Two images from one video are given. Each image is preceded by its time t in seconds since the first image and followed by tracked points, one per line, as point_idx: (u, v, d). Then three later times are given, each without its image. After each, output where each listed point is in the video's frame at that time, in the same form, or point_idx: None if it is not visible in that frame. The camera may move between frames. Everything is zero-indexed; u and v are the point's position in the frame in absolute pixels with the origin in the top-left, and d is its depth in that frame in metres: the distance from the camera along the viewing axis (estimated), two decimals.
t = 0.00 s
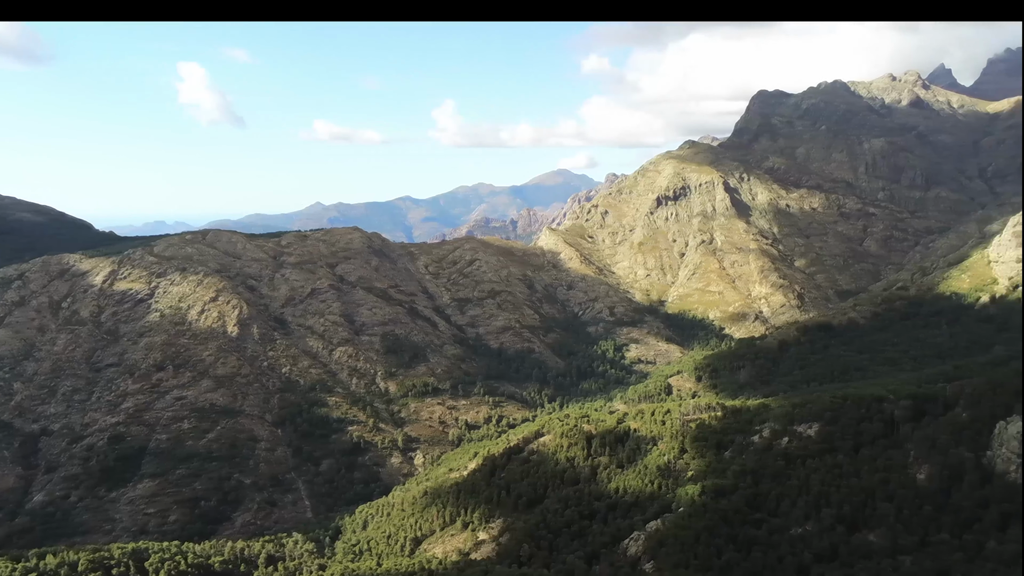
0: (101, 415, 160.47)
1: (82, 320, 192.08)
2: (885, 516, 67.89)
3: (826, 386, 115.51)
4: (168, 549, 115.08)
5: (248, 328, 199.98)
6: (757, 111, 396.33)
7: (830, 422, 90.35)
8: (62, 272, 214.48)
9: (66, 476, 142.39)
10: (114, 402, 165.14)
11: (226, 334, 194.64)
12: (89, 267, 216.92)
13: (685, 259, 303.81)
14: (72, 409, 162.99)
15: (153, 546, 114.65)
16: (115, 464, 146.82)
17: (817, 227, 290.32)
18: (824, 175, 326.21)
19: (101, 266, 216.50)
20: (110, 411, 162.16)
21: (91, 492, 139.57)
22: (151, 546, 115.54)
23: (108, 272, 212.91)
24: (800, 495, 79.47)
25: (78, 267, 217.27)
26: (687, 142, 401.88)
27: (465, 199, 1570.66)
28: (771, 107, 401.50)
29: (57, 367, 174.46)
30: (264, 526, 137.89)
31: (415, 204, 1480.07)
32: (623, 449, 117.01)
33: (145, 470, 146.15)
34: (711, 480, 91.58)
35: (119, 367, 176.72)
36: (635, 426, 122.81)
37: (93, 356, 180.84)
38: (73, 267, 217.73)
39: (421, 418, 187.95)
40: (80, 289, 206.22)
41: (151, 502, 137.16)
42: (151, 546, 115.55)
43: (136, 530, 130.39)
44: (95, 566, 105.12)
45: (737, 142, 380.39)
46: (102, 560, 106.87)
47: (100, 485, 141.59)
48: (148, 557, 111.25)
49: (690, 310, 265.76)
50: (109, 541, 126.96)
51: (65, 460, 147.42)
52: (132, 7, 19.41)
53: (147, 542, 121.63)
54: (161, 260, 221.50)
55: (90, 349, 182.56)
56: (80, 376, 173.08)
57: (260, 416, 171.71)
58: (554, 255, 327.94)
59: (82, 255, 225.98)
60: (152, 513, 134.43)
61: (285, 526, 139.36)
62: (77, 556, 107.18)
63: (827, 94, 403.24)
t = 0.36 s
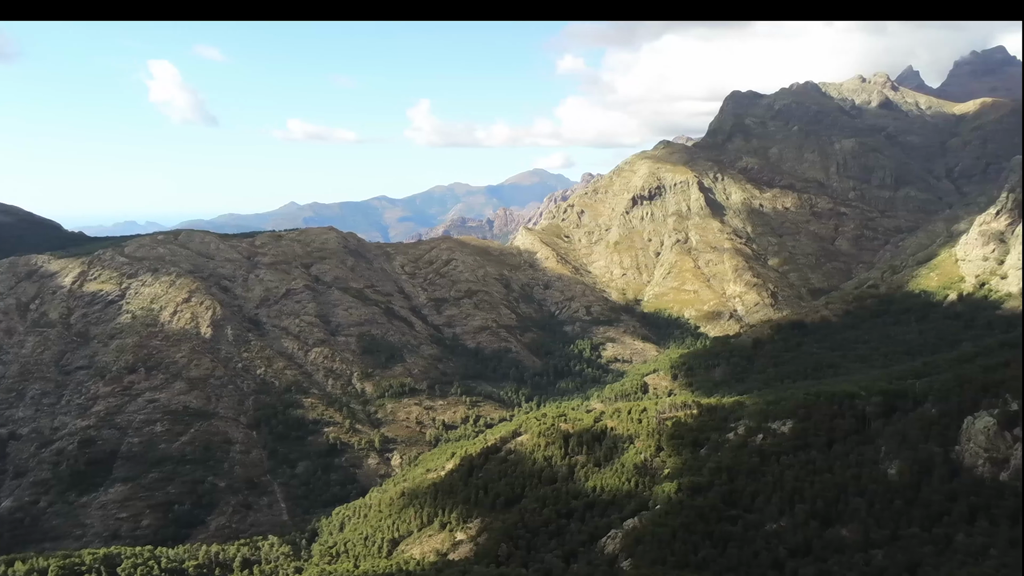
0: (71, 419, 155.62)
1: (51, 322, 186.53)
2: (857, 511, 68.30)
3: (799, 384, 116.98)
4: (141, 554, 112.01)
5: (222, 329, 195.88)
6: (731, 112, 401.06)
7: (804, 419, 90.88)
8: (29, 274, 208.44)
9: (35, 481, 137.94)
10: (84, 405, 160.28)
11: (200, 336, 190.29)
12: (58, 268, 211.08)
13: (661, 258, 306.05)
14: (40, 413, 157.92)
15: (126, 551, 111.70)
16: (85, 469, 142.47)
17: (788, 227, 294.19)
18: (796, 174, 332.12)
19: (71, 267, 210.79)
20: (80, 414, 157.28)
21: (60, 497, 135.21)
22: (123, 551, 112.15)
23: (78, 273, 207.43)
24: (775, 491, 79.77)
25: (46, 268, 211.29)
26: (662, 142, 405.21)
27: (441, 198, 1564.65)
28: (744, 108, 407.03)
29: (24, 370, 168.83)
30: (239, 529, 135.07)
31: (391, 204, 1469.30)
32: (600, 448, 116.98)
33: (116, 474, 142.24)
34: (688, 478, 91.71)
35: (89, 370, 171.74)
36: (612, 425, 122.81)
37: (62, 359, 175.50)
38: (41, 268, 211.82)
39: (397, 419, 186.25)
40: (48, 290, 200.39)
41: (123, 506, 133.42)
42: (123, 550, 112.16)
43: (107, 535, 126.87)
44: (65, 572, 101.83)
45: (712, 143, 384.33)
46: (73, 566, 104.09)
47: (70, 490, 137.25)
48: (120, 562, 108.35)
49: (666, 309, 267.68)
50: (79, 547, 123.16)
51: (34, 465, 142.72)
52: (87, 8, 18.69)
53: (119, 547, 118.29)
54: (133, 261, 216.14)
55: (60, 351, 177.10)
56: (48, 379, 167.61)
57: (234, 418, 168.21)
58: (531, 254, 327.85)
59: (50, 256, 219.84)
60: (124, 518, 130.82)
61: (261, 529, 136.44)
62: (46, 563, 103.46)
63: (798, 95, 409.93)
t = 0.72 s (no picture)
0: (41, 415, 151.21)
1: (18, 317, 180.76)
2: (830, 498, 69.21)
3: (774, 373, 118.66)
4: (115, 551, 109.49)
5: (196, 323, 191.68)
6: (706, 103, 401.91)
7: (777, 408, 91.95)
8: None
9: (5, 479, 133.57)
10: (55, 401, 155.68)
11: (173, 329, 185.79)
12: (26, 262, 205.20)
13: (637, 249, 307.55)
14: (8, 410, 153.02)
15: (99, 548, 109.05)
16: (57, 465, 138.56)
17: (763, 218, 297.88)
18: (770, 166, 336.52)
19: (39, 260, 204.89)
20: (51, 410, 152.75)
21: (30, 494, 131.22)
22: (97, 547, 109.74)
23: (48, 267, 201.71)
24: (750, 479, 80.65)
25: (13, 262, 205.37)
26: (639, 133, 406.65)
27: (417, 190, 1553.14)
28: (720, 100, 409.54)
29: None
30: (216, 524, 133.09)
31: (367, 195, 1453.68)
32: (578, 438, 117.39)
33: (89, 470, 138.56)
34: (665, 467, 92.45)
35: (60, 365, 166.86)
36: (589, 415, 123.26)
37: (32, 354, 170.34)
38: (8, 261, 205.71)
39: (375, 411, 184.89)
40: (15, 284, 194.29)
41: (96, 503, 130.15)
42: (97, 547, 109.75)
43: (81, 532, 123.94)
44: (37, 570, 98.64)
45: (688, 134, 385.41)
46: (45, 563, 101.17)
47: (41, 487, 133.25)
48: (94, 559, 105.59)
49: (642, 300, 269.24)
50: (51, 544, 120.07)
51: (3, 462, 138.19)
52: (79, 11, 17.95)
53: (92, 544, 115.65)
54: (104, 254, 210.31)
55: (29, 346, 171.65)
56: (16, 375, 162.35)
57: (209, 412, 164.93)
58: (508, 246, 327.04)
59: (17, 249, 213.35)
60: (98, 515, 127.84)
61: (237, 524, 134.58)
62: (18, 561, 100.50)
63: (771, 87, 413.66)
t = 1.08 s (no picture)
0: (13, 398, 146.87)
1: None
2: (803, 473, 70.63)
3: (748, 351, 120.74)
4: (92, 534, 108.17)
5: (171, 304, 187.55)
6: (683, 82, 399.26)
7: (753, 385, 93.38)
8: None
9: None
10: (26, 384, 151.33)
11: (148, 311, 181.46)
12: None
13: (615, 229, 308.16)
14: None
15: (75, 532, 107.62)
16: (30, 450, 134.77)
17: (740, 197, 300.31)
18: (746, 146, 338.85)
19: (6, 242, 198.60)
20: (23, 394, 148.45)
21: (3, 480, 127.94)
22: (73, 531, 108.42)
23: (16, 248, 195.70)
24: (726, 456, 81.99)
25: None
26: (616, 112, 405.20)
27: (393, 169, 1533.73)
28: (697, 79, 408.72)
29: None
30: (194, 507, 132.80)
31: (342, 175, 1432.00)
32: (557, 417, 118.37)
33: (63, 455, 135.47)
34: (642, 445, 93.64)
35: (31, 349, 161.96)
36: (568, 395, 124.11)
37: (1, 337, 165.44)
38: None
39: (354, 392, 184.17)
40: None
41: (72, 487, 127.55)
42: (73, 531, 108.44)
43: (56, 516, 122.00)
44: (13, 555, 96.48)
45: (666, 113, 384.55)
46: (21, 548, 99.09)
47: (14, 472, 129.77)
48: (71, 544, 104.44)
49: (621, 280, 270.58)
50: (26, 529, 118.00)
51: None
52: None
53: (68, 528, 114.07)
54: (74, 235, 204.41)
55: None
56: None
57: (186, 395, 161.96)
58: (486, 226, 325.35)
59: None
60: (74, 498, 125.63)
61: (216, 506, 134.58)
62: None
63: (748, 66, 414.00)
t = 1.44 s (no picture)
0: None
1: None
2: (780, 449, 71.88)
3: (725, 330, 122.29)
4: (71, 518, 106.08)
5: (147, 287, 183.59)
6: (662, 60, 397.09)
7: (731, 363, 94.42)
8: None
9: None
10: None
11: (124, 293, 177.44)
12: None
13: (595, 209, 307.86)
14: None
15: (54, 516, 105.56)
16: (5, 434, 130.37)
17: (719, 176, 301.79)
18: (726, 126, 339.75)
19: None
20: None
21: None
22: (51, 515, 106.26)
23: None
24: (704, 433, 83.08)
25: None
26: (596, 91, 402.92)
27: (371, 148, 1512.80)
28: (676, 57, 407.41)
29: None
30: (173, 490, 131.76)
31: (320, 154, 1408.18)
32: (538, 397, 118.86)
33: (39, 439, 131.38)
34: (622, 424, 94.48)
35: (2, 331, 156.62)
36: (548, 374, 124.38)
37: None
38: None
39: (334, 373, 183.11)
40: None
41: (49, 471, 125.06)
42: (51, 515, 106.28)
43: (33, 500, 119.94)
44: None
45: (646, 92, 382.77)
46: None
47: None
48: (49, 527, 102.56)
49: (600, 260, 271.17)
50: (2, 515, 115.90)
51: None
52: None
53: (45, 513, 111.78)
54: (46, 216, 198.75)
55: None
56: None
57: (164, 377, 158.82)
58: (466, 206, 322.79)
59: None
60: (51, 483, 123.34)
61: (196, 488, 133.65)
62: None
63: (727, 46, 413.60)
